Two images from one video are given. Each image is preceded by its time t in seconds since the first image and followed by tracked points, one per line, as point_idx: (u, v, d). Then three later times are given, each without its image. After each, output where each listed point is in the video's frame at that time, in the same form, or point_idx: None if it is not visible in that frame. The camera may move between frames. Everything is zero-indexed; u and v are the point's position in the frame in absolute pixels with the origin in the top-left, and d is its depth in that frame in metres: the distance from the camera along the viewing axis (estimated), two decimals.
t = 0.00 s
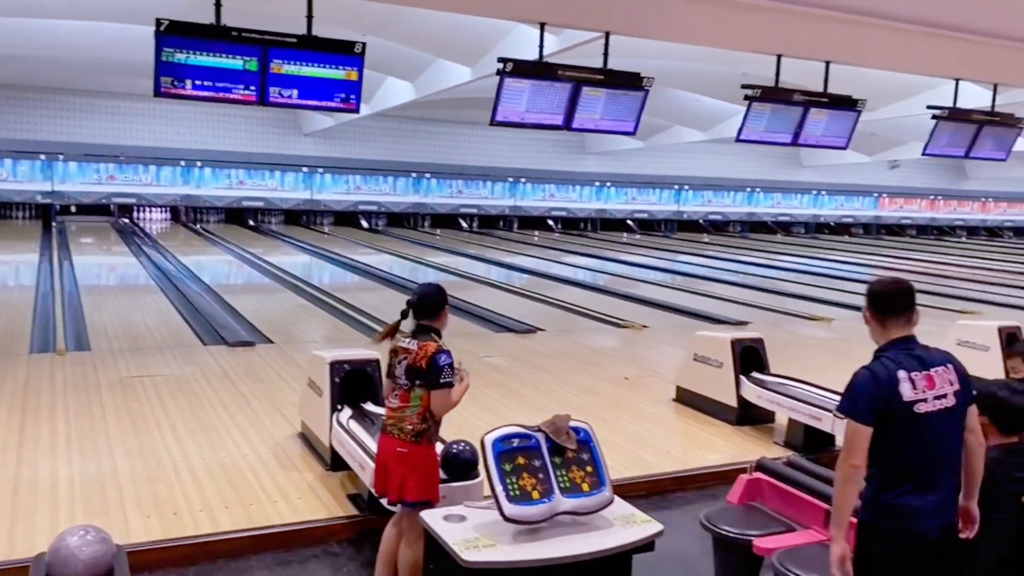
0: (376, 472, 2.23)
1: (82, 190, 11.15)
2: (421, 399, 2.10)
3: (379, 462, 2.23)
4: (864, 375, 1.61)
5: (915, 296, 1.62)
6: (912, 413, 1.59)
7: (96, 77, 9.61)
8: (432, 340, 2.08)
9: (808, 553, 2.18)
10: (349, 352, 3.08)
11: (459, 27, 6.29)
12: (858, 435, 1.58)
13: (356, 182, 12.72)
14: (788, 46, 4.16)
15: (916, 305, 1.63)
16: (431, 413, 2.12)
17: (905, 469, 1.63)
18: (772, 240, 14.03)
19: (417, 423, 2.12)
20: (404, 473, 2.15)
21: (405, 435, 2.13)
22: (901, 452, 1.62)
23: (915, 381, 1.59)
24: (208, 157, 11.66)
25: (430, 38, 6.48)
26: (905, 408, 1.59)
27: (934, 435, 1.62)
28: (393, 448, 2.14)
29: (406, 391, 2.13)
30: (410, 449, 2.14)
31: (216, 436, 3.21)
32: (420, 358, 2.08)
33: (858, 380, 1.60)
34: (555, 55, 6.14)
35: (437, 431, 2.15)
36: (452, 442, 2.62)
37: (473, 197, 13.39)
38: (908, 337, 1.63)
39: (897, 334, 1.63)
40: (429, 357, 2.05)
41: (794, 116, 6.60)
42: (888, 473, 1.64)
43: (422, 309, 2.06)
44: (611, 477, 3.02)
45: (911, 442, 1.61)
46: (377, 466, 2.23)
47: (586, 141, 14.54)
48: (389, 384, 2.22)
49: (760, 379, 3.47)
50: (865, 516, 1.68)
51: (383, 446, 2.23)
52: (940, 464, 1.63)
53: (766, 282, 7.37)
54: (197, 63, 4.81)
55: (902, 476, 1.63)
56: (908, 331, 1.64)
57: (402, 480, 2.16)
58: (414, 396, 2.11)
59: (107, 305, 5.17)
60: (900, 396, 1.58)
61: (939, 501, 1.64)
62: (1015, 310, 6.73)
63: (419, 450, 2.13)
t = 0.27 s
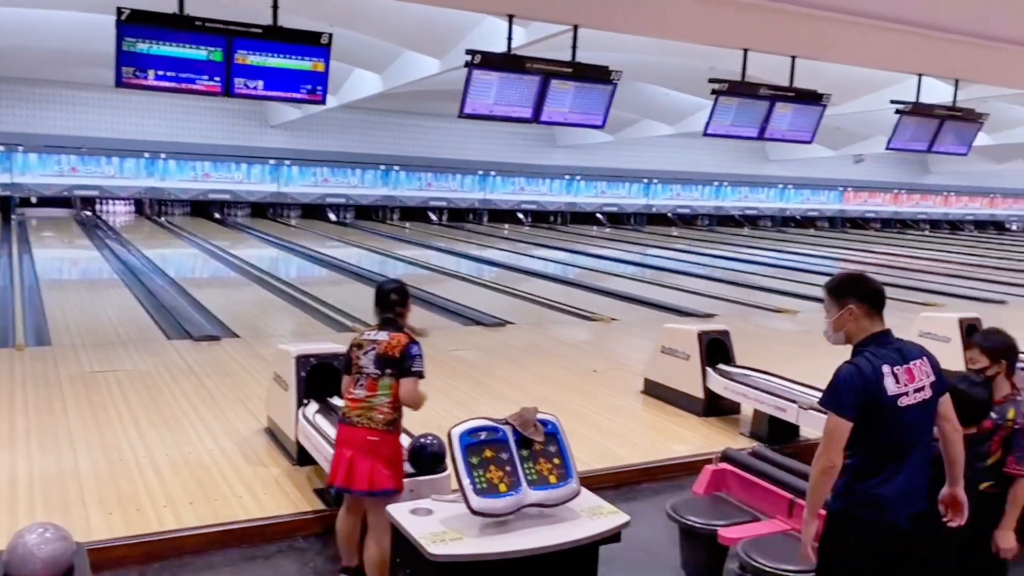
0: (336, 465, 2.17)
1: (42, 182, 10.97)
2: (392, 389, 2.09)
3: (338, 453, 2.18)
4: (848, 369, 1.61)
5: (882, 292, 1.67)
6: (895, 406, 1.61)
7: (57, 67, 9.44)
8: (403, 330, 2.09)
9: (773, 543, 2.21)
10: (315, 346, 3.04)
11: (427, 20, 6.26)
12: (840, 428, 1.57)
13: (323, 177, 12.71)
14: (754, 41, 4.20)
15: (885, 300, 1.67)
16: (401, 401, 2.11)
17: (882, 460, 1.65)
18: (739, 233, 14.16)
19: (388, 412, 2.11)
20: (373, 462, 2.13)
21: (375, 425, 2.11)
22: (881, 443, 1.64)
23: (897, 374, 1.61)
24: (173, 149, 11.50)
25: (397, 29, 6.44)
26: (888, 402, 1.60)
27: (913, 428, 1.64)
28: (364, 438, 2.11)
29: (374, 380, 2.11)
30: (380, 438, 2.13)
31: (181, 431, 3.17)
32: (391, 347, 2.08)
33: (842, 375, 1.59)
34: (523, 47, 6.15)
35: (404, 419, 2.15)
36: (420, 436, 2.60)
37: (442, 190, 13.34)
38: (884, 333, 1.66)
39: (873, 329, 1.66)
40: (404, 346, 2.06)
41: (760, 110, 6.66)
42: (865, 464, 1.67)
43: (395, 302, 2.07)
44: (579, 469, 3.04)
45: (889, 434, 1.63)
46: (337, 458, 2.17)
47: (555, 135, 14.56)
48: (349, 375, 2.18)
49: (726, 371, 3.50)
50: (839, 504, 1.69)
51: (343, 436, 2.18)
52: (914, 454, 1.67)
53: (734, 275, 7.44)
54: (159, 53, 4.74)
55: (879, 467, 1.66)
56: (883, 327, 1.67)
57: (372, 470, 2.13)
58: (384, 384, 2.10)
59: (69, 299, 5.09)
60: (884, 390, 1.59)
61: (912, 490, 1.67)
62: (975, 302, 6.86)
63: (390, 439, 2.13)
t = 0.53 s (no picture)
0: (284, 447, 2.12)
1: (6, 175, 10.77)
2: (344, 370, 2.08)
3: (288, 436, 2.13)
4: (845, 360, 1.63)
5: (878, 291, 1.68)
6: (888, 398, 1.63)
7: (19, 58, 9.26)
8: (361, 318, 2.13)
9: (741, 534, 2.22)
10: (283, 341, 3.00)
11: (397, 13, 6.22)
12: (838, 418, 1.59)
13: (293, 166, 12.49)
14: (723, 36, 4.22)
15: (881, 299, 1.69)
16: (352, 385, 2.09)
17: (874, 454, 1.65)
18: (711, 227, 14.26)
19: (339, 394, 2.08)
20: (322, 442, 2.08)
21: (326, 405, 2.07)
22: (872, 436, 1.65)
23: (890, 367, 1.64)
24: (140, 141, 11.35)
25: (367, 21, 6.40)
26: (883, 394, 1.62)
27: (903, 422, 1.66)
28: (312, 416, 2.07)
29: (328, 362, 2.11)
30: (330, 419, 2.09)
31: (147, 428, 3.14)
32: (347, 332, 2.10)
33: (840, 364, 1.61)
34: (494, 41, 6.14)
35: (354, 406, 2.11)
36: (390, 430, 2.59)
37: (414, 183, 13.28)
38: (875, 328, 1.68)
39: (867, 325, 1.67)
40: (360, 329, 2.09)
41: (730, 104, 6.71)
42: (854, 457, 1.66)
43: (350, 292, 2.13)
44: (550, 461, 3.05)
45: (881, 427, 1.64)
46: (285, 439, 2.12)
47: (528, 128, 14.56)
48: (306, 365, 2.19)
49: (696, 363, 3.53)
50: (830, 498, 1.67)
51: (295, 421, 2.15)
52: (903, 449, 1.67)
53: (704, 268, 7.49)
54: (124, 44, 4.70)
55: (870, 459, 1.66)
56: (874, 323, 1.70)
57: (320, 451, 2.08)
58: (337, 366, 2.09)
59: (33, 294, 5.00)
60: (880, 381, 1.62)
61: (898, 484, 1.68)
62: (940, 294, 6.97)
63: (340, 420, 2.08)
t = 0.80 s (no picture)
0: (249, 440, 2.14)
1: None
2: (305, 358, 2.11)
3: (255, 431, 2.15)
4: (821, 350, 1.66)
5: (860, 284, 1.71)
6: (864, 386, 1.65)
7: None
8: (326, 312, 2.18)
9: (715, 525, 2.25)
10: (259, 336, 2.97)
11: (373, 6, 6.20)
12: (815, 405, 1.61)
13: (269, 164, 12.47)
14: (697, 29, 4.24)
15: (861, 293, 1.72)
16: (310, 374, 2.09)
17: (855, 445, 1.67)
18: (688, 221, 14.32)
19: (295, 381, 2.08)
20: (277, 429, 2.07)
21: (282, 392, 2.08)
22: (853, 427, 1.66)
23: (866, 357, 1.66)
24: (112, 135, 11.20)
25: (342, 14, 6.37)
26: (860, 382, 1.64)
27: (881, 412, 1.68)
28: (267, 403, 2.08)
29: (292, 354, 2.15)
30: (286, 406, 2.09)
31: (121, 424, 3.11)
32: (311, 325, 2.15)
33: (815, 355, 1.64)
34: (470, 34, 6.13)
35: (313, 396, 2.10)
36: (368, 425, 2.58)
37: (391, 177, 13.23)
38: (852, 321, 1.70)
39: (842, 317, 1.70)
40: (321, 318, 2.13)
41: (706, 99, 6.75)
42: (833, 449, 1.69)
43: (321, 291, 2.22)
44: (526, 455, 3.05)
45: (861, 417, 1.66)
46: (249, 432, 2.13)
47: (505, 122, 14.54)
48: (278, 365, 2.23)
49: (672, 356, 3.55)
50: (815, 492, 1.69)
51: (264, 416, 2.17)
52: (882, 440, 1.69)
53: (681, 262, 7.52)
54: (95, 36, 4.63)
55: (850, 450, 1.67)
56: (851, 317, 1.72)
57: (276, 438, 2.07)
58: (299, 355, 2.12)
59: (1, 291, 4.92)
60: (855, 369, 1.64)
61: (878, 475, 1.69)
62: (913, 287, 7.05)
63: (298, 407, 2.08)
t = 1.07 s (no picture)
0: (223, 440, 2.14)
1: None
2: (276, 359, 2.08)
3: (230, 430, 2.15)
4: (788, 357, 1.66)
5: (808, 291, 1.73)
6: (837, 382, 1.66)
7: None
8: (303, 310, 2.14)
9: (702, 519, 2.26)
10: (244, 334, 2.95)
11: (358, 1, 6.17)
12: (792, 411, 1.61)
13: (253, 159, 12.31)
14: (682, 25, 4.25)
15: (811, 295, 1.74)
16: (281, 375, 2.07)
17: (835, 439, 1.68)
18: (672, 216, 14.37)
19: (265, 383, 2.06)
20: (245, 431, 2.06)
21: (251, 394, 2.07)
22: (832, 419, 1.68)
23: (833, 352, 1.67)
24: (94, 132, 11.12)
25: (326, 10, 6.34)
26: (831, 379, 1.65)
27: (858, 400, 1.69)
28: (237, 406, 2.07)
29: (266, 353, 2.12)
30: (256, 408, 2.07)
31: (105, 423, 3.08)
32: (286, 324, 2.11)
33: (784, 362, 1.64)
34: (455, 30, 6.12)
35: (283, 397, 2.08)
36: (354, 422, 2.59)
37: (376, 174, 13.20)
38: (810, 322, 1.72)
39: (797, 321, 1.72)
40: (294, 318, 2.09)
41: (690, 95, 6.77)
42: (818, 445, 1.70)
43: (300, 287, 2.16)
44: (513, 450, 3.06)
45: (837, 411, 1.67)
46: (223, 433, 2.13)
47: (490, 118, 14.54)
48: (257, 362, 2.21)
49: (658, 351, 3.56)
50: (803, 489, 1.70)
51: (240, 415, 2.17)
52: (865, 427, 1.70)
53: (666, 258, 7.55)
54: (76, 32, 4.59)
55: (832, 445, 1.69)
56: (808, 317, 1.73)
57: (245, 440, 2.06)
58: (271, 356, 2.10)
59: None
60: (825, 367, 1.65)
61: (865, 463, 1.71)
62: (895, 281, 7.11)
63: (265, 410, 2.06)
